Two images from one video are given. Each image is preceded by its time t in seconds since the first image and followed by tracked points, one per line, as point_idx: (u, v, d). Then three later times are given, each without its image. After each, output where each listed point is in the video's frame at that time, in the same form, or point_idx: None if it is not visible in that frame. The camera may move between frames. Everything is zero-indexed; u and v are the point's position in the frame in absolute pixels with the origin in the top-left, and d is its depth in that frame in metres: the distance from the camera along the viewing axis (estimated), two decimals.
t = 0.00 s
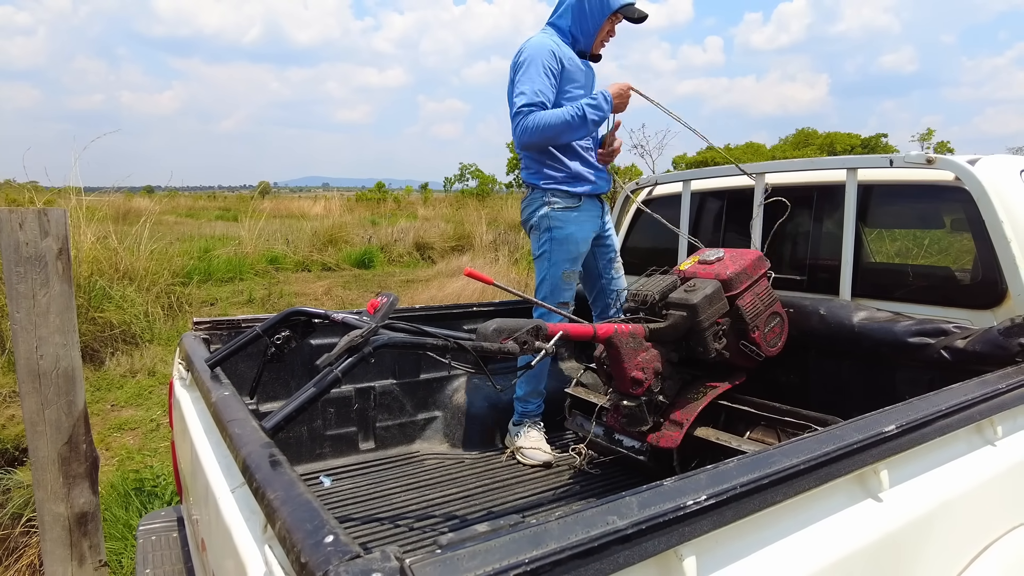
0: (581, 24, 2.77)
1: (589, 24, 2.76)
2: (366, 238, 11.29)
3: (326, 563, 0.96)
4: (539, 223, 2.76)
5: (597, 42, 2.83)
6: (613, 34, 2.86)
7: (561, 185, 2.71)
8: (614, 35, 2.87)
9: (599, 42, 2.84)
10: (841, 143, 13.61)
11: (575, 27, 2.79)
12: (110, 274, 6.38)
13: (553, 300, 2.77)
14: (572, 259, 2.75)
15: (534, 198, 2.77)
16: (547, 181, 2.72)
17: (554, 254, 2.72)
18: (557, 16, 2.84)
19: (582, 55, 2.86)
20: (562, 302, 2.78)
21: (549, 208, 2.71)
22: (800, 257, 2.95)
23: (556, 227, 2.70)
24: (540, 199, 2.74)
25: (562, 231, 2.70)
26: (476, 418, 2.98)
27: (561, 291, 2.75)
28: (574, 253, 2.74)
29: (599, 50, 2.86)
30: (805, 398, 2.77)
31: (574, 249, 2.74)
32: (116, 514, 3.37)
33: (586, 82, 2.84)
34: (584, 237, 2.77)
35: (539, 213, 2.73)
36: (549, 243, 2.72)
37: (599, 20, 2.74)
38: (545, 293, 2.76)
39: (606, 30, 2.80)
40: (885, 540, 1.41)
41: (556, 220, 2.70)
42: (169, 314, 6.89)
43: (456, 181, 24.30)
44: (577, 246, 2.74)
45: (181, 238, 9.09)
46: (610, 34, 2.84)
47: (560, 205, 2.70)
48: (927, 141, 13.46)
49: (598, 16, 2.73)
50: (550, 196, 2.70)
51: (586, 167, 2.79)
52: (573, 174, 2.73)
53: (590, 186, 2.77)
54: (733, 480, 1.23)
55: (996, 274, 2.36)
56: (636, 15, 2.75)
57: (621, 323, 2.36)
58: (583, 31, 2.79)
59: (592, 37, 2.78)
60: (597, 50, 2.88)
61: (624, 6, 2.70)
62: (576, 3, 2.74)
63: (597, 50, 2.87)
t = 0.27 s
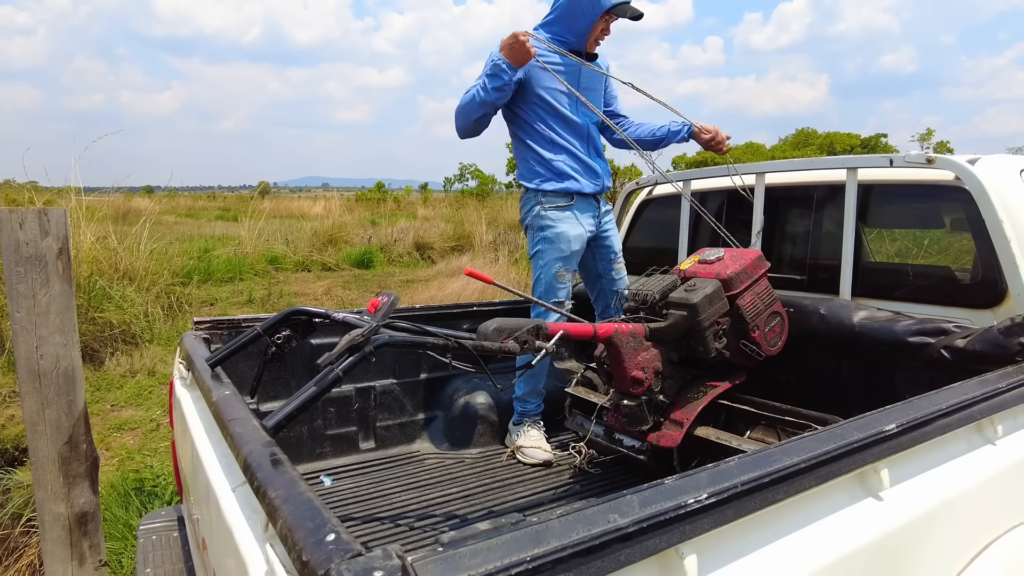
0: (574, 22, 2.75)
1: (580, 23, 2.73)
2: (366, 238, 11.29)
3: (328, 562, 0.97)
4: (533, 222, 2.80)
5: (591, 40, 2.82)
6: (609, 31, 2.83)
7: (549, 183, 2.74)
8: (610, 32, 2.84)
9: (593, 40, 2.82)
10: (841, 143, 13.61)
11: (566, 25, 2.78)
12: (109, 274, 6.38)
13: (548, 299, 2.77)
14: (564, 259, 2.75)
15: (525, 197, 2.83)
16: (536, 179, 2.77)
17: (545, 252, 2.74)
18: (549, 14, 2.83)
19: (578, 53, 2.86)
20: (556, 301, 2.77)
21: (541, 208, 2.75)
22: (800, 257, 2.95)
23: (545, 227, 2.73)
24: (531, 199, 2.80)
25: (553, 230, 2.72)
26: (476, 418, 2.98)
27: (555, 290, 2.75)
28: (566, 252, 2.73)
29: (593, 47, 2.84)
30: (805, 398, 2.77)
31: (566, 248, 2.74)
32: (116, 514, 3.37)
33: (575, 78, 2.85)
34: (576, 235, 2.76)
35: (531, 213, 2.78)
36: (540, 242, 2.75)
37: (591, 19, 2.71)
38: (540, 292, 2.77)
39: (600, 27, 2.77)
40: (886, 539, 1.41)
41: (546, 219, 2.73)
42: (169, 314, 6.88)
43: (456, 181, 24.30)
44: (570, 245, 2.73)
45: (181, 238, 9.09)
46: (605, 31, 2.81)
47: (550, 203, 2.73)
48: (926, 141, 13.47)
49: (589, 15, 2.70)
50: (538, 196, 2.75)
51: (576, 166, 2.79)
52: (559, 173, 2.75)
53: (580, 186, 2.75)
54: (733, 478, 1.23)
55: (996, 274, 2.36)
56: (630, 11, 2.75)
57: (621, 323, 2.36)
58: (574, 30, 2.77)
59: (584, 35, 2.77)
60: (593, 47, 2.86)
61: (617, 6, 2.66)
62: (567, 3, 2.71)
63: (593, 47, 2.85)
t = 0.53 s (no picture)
0: (564, 22, 2.75)
1: (570, 23, 2.73)
2: (366, 238, 11.30)
3: (329, 561, 0.97)
4: (527, 224, 2.80)
5: (582, 39, 2.82)
6: (601, 28, 2.83)
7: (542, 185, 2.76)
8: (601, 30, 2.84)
9: (584, 37, 2.82)
10: (841, 143, 13.62)
11: (556, 26, 2.78)
12: (110, 274, 6.39)
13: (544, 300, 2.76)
14: (558, 259, 2.74)
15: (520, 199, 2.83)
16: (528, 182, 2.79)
17: (539, 253, 2.74)
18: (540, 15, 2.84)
19: (569, 50, 2.86)
20: (553, 302, 2.77)
21: (534, 208, 2.75)
22: (801, 257, 2.95)
23: (539, 227, 2.73)
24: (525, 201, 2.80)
25: (545, 230, 2.72)
26: (477, 418, 2.98)
27: (550, 291, 2.74)
28: (560, 252, 2.72)
29: (584, 46, 2.85)
30: (805, 398, 2.77)
31: (559, 248, 2.73)
32: (116, 514, 3.37)
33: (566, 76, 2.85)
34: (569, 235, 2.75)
35: (525, 214, 2.78)
36: (535, 243, 2.75)
37: (580, 19, 2.71)
38: (537, 293, 2.77)
39: (590, 26, 2.77)
40: (887, 538, 1.41)
41: (539, 220, 2.73)
42: (169, 314, 6.88)
43: (456, 181, 24.30)
44: (563, 245, 2.72)
45: (181, 237, 9.10)
46: (598, 29, 2.82)
47: (543, 204, 2.74)
48: (926, 141, 13.47)
49: (579, 16, 2.69)
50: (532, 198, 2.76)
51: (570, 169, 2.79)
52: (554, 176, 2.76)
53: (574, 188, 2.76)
54: (734, 478, 1.23)
55: (996, 274, 2.36)
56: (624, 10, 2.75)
57: (622, 323, 2.36)
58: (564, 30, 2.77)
59: (574, 35, 2.76)
60: (586, 44, 2.87)
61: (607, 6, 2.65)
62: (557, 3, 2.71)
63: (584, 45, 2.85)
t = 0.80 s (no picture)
0: (556, 28, 2.74)
1: (562, 29, 2.73)
2: (366, 238, 11.30)
3: (331, 562, 0.97)
4: (539, 230, 2.73)
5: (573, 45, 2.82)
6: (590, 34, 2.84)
7: (558, 191, 2.69)
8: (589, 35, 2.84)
9: (574, 44, 2.82)
10: (841, 143, 13.62)
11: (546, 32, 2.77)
12: (110, 274, 6.39)
13: (564, 305, 2.75)
14: (577, 262, 2.75)
15: (530, 207, 2.74)
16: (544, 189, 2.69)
17: (560, 258, 2.72)
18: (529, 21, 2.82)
19: (559, 58, 2.85)
20: (572, 306, 2.76)
21: (551, 213, 2.70)
22: (801, 258, 2.96)
23: (559, 233, 2.70)
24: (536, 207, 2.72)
25: (565, 235, 2.71)
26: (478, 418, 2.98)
27: (572, 295, 2.74)
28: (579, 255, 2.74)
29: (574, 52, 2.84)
30: (806, 398, 2.77)
31: (579, 251, 2.75)
32: (117, 514, 3.38)
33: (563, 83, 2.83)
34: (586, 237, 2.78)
35: (539, 220, 2.71)
36: (553, 249, 2.72)
37: (573, 24, 2.71)
38: (556, 298, 2.75)
39: (581, 32, 2.78)
40: (887, 539, 1.41)
41: (558, 225, 2.70)
42: (169, 314, 6.89)
43: (457, 180, 24.30)
44: (582, 248, 2.75)
45: (182, 237, 9.10)
46: (587, 34, 2.82)
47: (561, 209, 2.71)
48: (926, 140, 13.48)
49: (571, 21, 2.70)
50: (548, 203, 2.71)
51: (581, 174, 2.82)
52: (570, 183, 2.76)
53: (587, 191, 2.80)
54: (735, 479, 1.24)
55: (996, 274, 2.36)
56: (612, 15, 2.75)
57: (622, 323, 2.36)
58: (557, 35, 2.76)
59: (567, 41, 2.76)
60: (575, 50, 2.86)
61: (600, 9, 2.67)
62: (548, 9, 2.72)
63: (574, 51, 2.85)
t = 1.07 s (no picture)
0: (552, 33, 2.75)
1: (559, 34, 2.75)
2: (367, 238, 11.31)
3: (332, 563, 0.97)
4: (545, 234, 2.72)
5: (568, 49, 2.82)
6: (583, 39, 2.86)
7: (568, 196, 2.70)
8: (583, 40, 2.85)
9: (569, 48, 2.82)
10: (841, 143, 13.61)
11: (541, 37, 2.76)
12: (111, 274, 6.40)
13: (573, 309, 2.74)
14: (583, 265, 2.74)
15: (539, 211, 2.72)
16: (556, 194, 2.71)
17: (568, 262, 2.71)
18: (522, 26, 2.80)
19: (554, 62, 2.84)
20: (580, 309, 2.75)
21: (557, 217, 2.70)
22: (802, 258, 2.96)
23: (567, 235, 2.70)
24: (543, 211, 2.71)
25: (572, 239, 2.70)
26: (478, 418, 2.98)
27: (580, 298, 2.74)
28: (586, 257, 2.74)
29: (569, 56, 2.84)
30: (807, 399, 2.77)
31: (585, 253, 2.74)
32: (117, 514, 3.38)
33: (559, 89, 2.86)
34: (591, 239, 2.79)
35: (546, 224, 2.70)
36: (562, 252, 2.71)
37: (570, 29, 2.74)
38: (564, 302, 2.73)
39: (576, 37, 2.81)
40: (888, 540, 1.41)
41: (564, 228, 2.70)
42: (170, 314, 6.89)
43: (457, 180, 24.31)
44: (588, 250, 2.75)
45: (182, 238, 9.10)
46: (581, 38, 2.82)
47: (568, 213, 2.71)
48: (926, 140, 13.47)
49: (569, 25, 2.73)
50: (555, 205, 2.70)
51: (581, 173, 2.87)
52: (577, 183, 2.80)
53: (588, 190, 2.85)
54: (736, 480, 1.23)
55: (998, 274, 2.36)
56: (606, 18, 2.75)
57: (623, 324, 2.36)
58: (553, 40, 2.77)
59: (563, 45, 2.77)
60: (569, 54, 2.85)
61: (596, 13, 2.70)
62: (545, 13, 2.72)
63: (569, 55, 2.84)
